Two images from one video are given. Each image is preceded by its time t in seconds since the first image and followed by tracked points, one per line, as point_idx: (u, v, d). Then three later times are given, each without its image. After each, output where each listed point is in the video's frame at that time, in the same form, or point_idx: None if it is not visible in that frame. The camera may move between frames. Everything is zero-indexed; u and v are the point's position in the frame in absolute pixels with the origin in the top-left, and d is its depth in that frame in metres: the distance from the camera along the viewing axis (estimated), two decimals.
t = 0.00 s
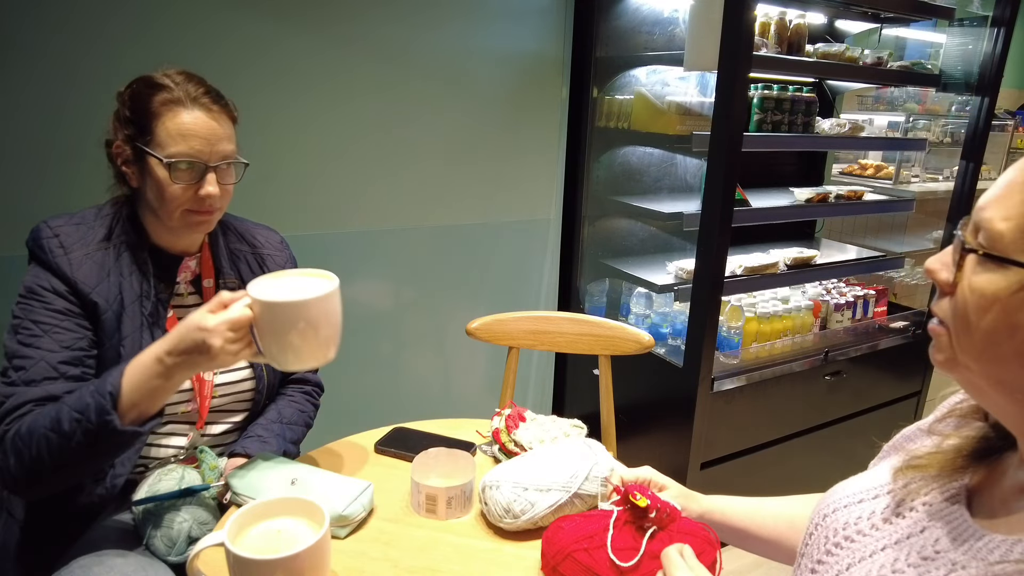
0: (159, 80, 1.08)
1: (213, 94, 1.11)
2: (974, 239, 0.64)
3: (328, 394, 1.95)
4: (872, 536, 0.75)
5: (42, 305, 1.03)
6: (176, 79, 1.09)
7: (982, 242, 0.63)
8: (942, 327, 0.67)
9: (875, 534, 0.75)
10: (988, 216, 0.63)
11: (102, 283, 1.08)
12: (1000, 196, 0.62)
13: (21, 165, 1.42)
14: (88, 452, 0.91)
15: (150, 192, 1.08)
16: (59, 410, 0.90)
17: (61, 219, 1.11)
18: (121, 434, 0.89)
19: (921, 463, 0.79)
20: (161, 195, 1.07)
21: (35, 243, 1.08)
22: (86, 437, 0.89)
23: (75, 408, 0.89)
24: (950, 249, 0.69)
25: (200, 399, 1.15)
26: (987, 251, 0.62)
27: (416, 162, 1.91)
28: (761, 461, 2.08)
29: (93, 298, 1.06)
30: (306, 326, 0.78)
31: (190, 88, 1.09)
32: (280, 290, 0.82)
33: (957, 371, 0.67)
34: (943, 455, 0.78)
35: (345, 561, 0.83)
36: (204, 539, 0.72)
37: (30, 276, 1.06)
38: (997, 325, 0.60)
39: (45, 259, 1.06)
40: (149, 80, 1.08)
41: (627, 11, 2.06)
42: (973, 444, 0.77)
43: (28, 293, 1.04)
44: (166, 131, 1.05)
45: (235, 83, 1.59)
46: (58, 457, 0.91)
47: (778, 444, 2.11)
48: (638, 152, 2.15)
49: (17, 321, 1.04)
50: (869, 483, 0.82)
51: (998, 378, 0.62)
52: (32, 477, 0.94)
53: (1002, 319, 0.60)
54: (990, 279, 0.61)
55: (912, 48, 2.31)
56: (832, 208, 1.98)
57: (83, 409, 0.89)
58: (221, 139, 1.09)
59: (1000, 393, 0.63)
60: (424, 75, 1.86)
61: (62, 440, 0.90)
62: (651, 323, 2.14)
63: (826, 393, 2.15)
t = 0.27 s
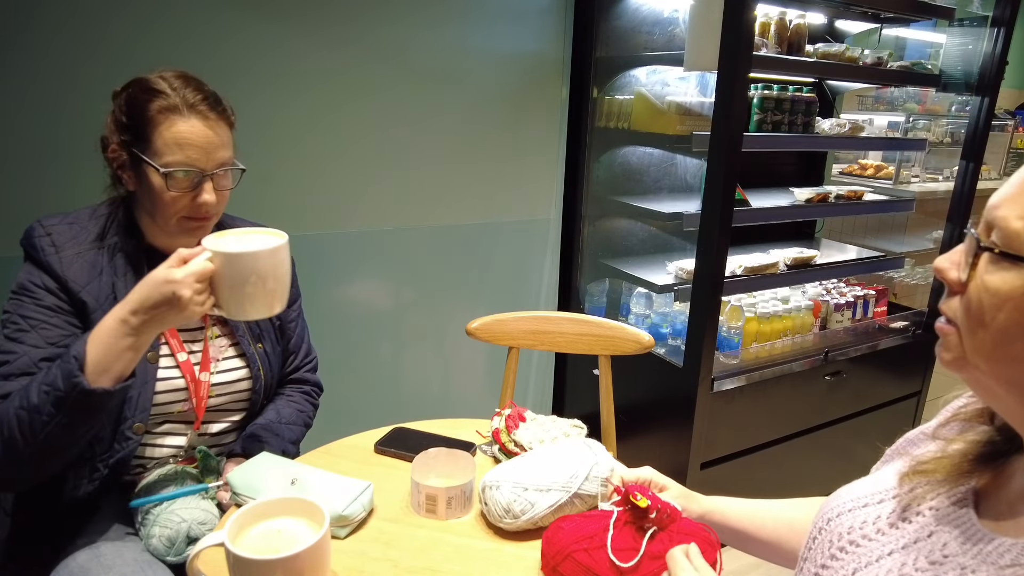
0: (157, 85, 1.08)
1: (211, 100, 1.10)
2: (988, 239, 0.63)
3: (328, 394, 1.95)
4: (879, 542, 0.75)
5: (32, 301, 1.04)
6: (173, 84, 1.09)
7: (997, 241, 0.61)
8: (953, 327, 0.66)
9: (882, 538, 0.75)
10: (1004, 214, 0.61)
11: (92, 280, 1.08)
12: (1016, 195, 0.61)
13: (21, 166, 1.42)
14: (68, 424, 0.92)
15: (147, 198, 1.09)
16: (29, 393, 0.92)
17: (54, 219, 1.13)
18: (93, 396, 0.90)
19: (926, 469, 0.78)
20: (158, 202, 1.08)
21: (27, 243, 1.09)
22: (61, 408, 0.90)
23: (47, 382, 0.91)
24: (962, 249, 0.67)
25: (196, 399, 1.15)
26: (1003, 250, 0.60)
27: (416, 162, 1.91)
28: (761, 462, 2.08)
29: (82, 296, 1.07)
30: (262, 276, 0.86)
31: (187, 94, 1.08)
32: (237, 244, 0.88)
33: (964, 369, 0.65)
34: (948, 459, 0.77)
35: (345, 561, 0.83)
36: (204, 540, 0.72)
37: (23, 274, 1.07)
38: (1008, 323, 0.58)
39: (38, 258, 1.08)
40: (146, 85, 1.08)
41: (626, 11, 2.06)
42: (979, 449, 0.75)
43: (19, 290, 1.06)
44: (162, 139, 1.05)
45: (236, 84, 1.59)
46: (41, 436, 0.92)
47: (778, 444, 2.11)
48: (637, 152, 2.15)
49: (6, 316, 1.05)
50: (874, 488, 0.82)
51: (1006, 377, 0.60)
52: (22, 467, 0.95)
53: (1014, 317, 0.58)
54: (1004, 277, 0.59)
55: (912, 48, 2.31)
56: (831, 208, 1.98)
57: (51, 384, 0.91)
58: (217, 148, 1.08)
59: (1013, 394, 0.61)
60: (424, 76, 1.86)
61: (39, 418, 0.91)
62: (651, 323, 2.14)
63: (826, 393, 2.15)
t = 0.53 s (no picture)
0: (152, 88, 1.07)
1: (207, 103, 1.10)
2: (1002, 242, 0.63)
3: (328, 394, 1.95)
4: (887, 544, 0.74)
5: (27, 299, 1.05)
6: (169, 86, 1.08)
7: (1011, 243, 0.61)
8: (963, 330, 0.65)
9: (889, 540, 0.75)
10: (1018, 218, 0.61)
11: (86, 279, 1.08)
12: None
13: (20, 165, 1.42)
14: (56, 412, 0.94)
15: (143, 199, 1.09)
16: (16, 383, 0.94)
17: (51, 218, 1.13)
18: (79, 378, 0.93)
19: (935, 471, 0.77)
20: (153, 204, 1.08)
21: (24, 241, 1.09)
22: (50, 395, 0.93)
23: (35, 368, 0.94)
24: (971, 253, 0.67)
25: (194, 399, 1.14)
26: (1019, 253, 0.60)
27: (417, 162, 1.91)
28: (762, 462, 2.08)
29: (76, 294, 1.06)
30: (242, 258, 0.95)
31: (183, 96, 1.08)
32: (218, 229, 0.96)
33: (978, 375, 0.65)
34: (956, 460, 0.77)
35: (346, 561, 0.83)
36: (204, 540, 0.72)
37: (19, 273, 1.08)
38: None
39: (33, 256, 1.08)
40: (142, 87, 1.07)
41: (626, 11, 2.06)
42: (982, 449, 0.75)
43: (15, 288, 1.06)
44: (157, 142, 1.05)
45: (236, 83, 1.59)
46: (28, 426, 0.94)
47: (778, 444, 2.11)
48: (637, 152, 2.15)
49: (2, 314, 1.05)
50: (879, 489, 0.82)
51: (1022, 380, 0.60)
52: (16, 462, 0.97)
53: None
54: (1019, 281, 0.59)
55: (912, 48, 2.31)
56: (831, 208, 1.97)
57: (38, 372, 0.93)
58: (212, 149, 1.08)
59: None
60: (424, 76, 1.86)
61: (27, 407, 0.93)
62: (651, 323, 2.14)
63: (826, 393, 2.15)
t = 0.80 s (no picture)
0: (152, 89, 1.07)
1: (206, 106, 1.09)
2: (1008, 245, 0.63)
3: (328, 394, 1.95)
4: (892, 544, 0.74)
5: (25, 298, 1.05)
6: (169, 89, 1.08)
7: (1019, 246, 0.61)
8: (968, 331, 0.66)
9: (894, 540, 0.75)
10: None
11: (84, 278, 1.08)
12: None
13: (20, 165, 1.42)
14: (52, 410, 0.94)
15: (139, 200, 1.09)
16: (11, 381, 0.94)
17: (50, 217, 1.13)
18: (74, 375, 0.93)
19: (942, 471, 0.77)
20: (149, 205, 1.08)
21: (22, 241, 1.09)
22: (44, 393, 0.93)
23: (31, 364, 0.94)
24: (975, 254, 0.67)
25: (193, 398, 1.14)
26: None
27: (417, 162, 1.91)
28: (762, 462, 2.08)
29: (73, 293, 1.06)
30: (237, 256, 0.95)
31: (182, 98, 1.07)
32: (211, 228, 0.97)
33: (984, 375, 0.65)
34: (964, 461, 0.76)
35: (345, 561, 0.83)
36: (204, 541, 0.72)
37: (18, 272, 1.08)
38: None
39: (31, 255, 1.08)
40: (142, 88, 1.07)
41: (626, 11, 2.06)
42: (983, 447, 0.75)
43: (12, 288, 1.06)
44: (154, 144, 1.05)
45: (236, 84, 1.59)
46: (24, 424, 0.94)
47: (778, 444, 2.11)
48: (637, 152, 2.15)
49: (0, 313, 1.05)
50: (885, 490, 0.82)
51: None
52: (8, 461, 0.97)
53: None
54: None
55: (912, 48, 2.31)
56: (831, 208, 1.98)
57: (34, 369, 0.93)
58: (209, 153, 1.08)
59: None
60: (424, 76, 1.86)
61: (23, 405, 0.93)
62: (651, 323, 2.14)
63: (826, 393, 2.15)
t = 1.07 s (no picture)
0: (154, 90, 1.07)
1: (207, 108, 1.09)
2: (1010, 246, 0.62)
3: (328, 394, 1.95)
4: (893, 540, 0.74)
5: (24, 298, 1.05)
6: (171, 90, 1.08)
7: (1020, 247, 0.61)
8: (970, 331, 0.66)
9: (895, 537, 0.75)
10: None
11: (83, 278, 1.08)
12: None
13: (20, 165, 1.42)
14: (50, 410, 0.94)
15: (137, 199, 1.09)
16: (9, 381, 0.94)
17: (49, 217, 1.13)
18: (72, 375, 0.93)
19: (942, 469, 0.78)
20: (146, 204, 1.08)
21: (22, 241, 1.09)
22: (43, 393, 0.93)
23: (30, 364, 0.94)
24: (977, 255, 0.67)
25: (193, 397, 1.14)
26: None
27: (417, 162, 1.91)
28: (762, 462, 2.08)
29: (73, 293, 1.06)
30: (235, 255, 0.96)
31: (183, 100, 1.07)
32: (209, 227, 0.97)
33: (989, 376, 0.65)
34: (966, 460, 0.77)
35: (345, 561, 0.83)
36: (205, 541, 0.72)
37: (17, 272, 1.08)
38: None
39: (31, 255, 1.08)
40: (144, 88, 1.08)
41: (626, 11, 2.06)
42: (987, 446, 0.77)
43: (12, 288, 1.06)
44: (153, 145, 1.05)
45: (236, 84, 1.59)
46: (22, 424, 0.94)
47: (778, 444, 2.11)
48: (637, 152, 2.15)
49: None
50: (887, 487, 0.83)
51: None
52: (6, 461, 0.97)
53: None
54: None
55: (912, 48, 2.31)
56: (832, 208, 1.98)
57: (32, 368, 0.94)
58: (208, 155, 1.08)
59: None
60: (424, 76, 1.86)
61: (20, 405, 0.93)
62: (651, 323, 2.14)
63: (826, 394, 2.15)
